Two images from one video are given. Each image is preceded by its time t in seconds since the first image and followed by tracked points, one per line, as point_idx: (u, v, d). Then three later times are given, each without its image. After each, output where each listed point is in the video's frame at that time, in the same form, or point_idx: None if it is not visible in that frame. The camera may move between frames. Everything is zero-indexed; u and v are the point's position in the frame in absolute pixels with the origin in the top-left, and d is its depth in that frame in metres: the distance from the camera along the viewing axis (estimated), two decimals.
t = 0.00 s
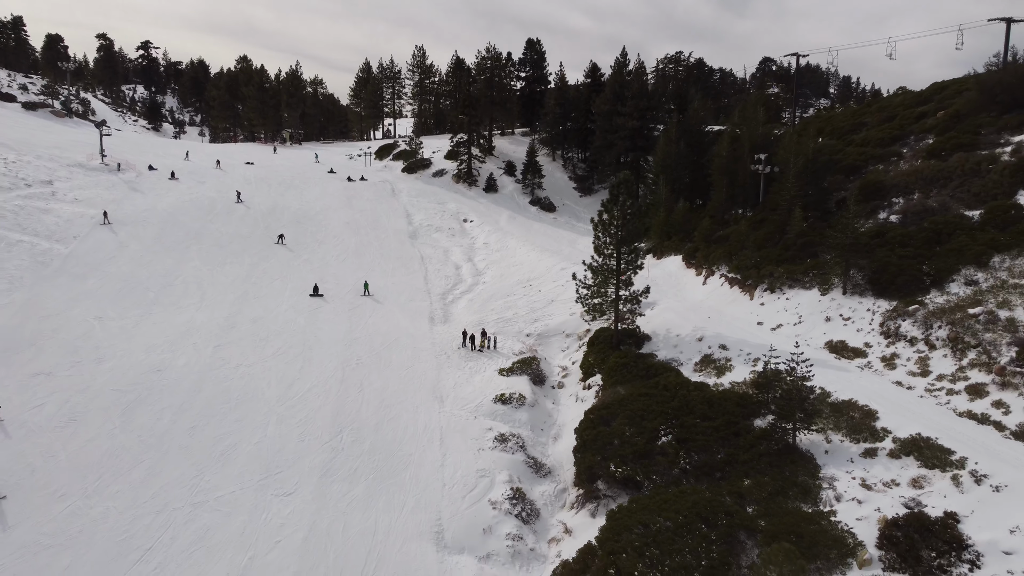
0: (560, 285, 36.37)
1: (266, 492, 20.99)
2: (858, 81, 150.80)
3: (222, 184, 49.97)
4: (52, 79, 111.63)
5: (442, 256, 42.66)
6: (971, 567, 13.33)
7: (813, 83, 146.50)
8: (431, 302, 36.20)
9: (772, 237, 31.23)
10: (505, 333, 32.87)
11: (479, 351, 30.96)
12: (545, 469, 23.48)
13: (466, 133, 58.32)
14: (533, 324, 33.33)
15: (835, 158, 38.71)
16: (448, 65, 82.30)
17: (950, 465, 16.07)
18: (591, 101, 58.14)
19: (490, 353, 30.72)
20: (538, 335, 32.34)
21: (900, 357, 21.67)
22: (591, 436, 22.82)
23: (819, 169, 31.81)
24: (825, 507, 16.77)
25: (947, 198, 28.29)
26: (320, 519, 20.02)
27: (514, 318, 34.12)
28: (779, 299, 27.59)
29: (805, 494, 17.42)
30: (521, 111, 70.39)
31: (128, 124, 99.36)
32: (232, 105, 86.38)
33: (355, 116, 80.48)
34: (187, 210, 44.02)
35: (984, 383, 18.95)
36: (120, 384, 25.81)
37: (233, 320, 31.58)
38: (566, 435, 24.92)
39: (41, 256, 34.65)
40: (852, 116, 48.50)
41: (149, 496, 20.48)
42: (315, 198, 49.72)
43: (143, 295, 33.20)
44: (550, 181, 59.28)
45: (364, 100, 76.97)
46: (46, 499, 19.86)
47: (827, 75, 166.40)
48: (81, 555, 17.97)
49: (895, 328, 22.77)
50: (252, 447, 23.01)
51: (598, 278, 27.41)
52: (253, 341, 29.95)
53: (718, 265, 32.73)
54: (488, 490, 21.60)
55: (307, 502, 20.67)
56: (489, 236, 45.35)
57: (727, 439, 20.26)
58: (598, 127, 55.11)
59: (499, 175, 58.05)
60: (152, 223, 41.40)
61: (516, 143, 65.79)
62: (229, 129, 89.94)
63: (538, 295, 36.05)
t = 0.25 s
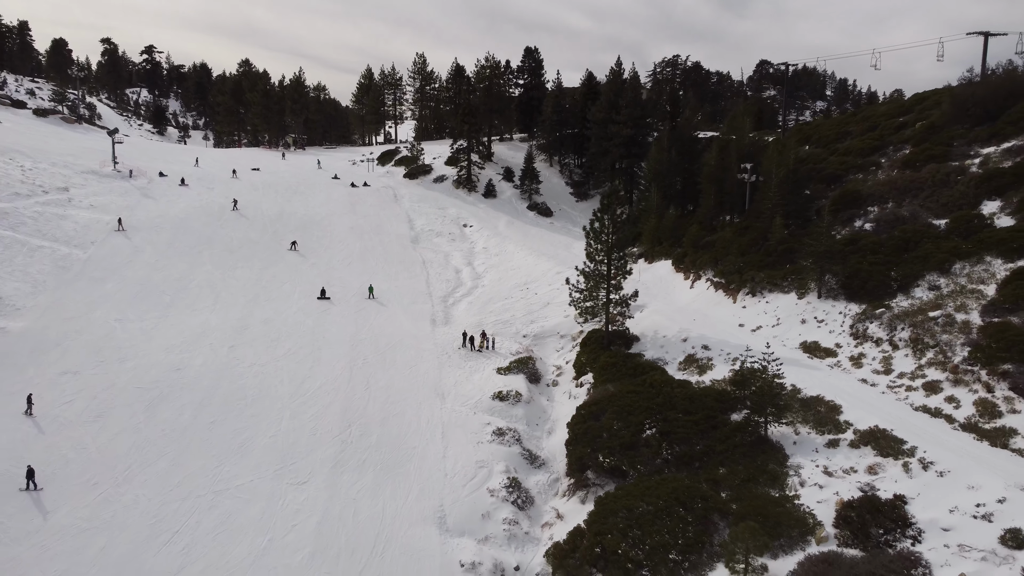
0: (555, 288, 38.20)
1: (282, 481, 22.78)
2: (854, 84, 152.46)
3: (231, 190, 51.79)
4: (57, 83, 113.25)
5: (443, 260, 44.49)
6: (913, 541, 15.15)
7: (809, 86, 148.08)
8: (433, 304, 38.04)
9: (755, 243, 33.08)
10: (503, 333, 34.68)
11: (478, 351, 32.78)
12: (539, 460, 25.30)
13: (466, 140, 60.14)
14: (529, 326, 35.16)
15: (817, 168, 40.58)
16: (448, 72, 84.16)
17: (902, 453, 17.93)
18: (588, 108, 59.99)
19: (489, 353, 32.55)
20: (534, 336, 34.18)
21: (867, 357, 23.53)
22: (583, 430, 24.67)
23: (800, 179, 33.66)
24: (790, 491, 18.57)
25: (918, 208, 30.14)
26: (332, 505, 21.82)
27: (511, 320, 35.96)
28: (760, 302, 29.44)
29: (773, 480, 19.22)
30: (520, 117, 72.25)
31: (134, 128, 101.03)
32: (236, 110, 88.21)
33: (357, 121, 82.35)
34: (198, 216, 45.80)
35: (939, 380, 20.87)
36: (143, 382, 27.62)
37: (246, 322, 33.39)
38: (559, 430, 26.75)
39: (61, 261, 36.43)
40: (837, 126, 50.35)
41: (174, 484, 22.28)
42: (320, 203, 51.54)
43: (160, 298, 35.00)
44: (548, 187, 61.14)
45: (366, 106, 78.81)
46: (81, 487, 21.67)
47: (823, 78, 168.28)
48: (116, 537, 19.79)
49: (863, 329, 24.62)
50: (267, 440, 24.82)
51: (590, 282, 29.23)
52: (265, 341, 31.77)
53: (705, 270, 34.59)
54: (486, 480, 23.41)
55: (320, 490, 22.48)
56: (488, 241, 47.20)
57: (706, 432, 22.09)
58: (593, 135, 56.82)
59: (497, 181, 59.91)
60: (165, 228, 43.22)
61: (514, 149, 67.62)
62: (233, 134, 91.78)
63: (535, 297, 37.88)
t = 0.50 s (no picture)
0: (551, 291, 40.05)
1: (296, 471, 24.63)
2: (850, 87, 154.15)
3: (239, 196, 53.64)
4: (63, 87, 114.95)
5: (444, 264, 46.33)
6: (866, 520, 16.91)
7: (806, 88, 149.65)
8: (435, 307, 39.88)
9: (740, 249, 34.95)
10: (501, 334, 36.54)
11: (478, 351, 34.63)
12: (534, 453, 27.15)
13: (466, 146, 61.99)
14: (526, 327, 37.02)
15: (802, 176, 42.46)
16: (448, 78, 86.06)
17: (861, 443, 19.79)
18: (584, 116, 61.87)
19: (488, 353, 34.40)
20: (531, 337, 36.05)
21: (837, 356, 25.41)
22: (574, 424, 26.53)
23: (783, 188, 35.55)
24: (761, 478, 20.42)
25: (891, 216, 32.04)
26: (342, 493, 23.66)
27: (509, 321, 37.81)
28: (742, 305, 31.32)
29: (746, 468, 21.07)
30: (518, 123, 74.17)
31: (139, 132, 102.79)
32: (240, 115, 90.02)
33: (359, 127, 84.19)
34: (208, 222, 47.62)
35: (900, 377, 22.75)
36: (163, 380, 29.46)
37: (257, 324, 35.24)
38: (553, 424, 28.61)
39: (80, 266, 38.25)
40: (824, 134, 52.21)
41: (196, 474, 24.12)
42: (325, 208, 53.37)
43: (174, 301, 36.82)
44: (545, 193, 63.04)
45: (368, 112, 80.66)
46: (110, 477, 23.51)
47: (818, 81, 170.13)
48: (146, 521, 21.64)
49: (835, 330, 26.50)
50: (281, 434, 26.66)
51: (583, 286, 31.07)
52: (276, 342, 33.63)
53: (693, 274, 36.47)
54: (484, 470, 25.25)
55: (331, 480, 24.32)
56: (487, 245, 49.06)
57: (687, 425, 23.95)
58: (589, 142, 58.70)
59: (496, 187, 61.76)
60: (177, 233, 45.04)
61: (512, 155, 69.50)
62: (237, 138, 93.64)
63: (531, 300, 39.74)
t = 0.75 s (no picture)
0: (547, 293, 41.96)
1: (308, 462, 26.50)
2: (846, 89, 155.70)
3: (246, 201, 55.51)
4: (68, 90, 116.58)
5: (444, 268, 48.23)
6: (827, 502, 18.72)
7: (802, 90, 151.26)
8: (436, 309, 41.78)
9: (725, 254, 36.87)
10: (499, 335, 38.43)
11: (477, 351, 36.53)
12: (530, 446, 29.06)
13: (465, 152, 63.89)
14: (523, 328, 38.94)
15: (787, 184, 44.34)
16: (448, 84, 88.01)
17: (827, 435, 21.66)
18: (580, 122, 63.78)
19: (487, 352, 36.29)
20: (527, 337, 37.97)
21: (811, 355, 27.33)
22: (567, 419, 28.44)
23: (766, 195, 37.47)
24: (736, 466, 22.28)
25: (866, 224, 33.94)
26: (351, 483, 25.53)
27: (507, 322, 39.71)
28: (726, 308, 33.25)
29: (723, 458, 22.95)
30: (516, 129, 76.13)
31: (144, 137, 104.61)
32: (244, 120, 91.90)
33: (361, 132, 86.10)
34: (217, 227, 49.48)
35: (867, 375, 24.67)
36: (181, 378, 31.32)
37: (268, 325, 37.12)
38: (548, 420, 30.53)
39: (97, 270, 40.08)
40: (811, 141, 54.04)
41: (215, 465, 25.98)
42: (329, 213, 55.27)
43: (188, 303, 38.66)
44: (542, 198, 65.00)
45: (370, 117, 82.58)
46: (136, 468, 25.36)
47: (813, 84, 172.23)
48: (171, 507, 23.52)
49: (810, 331, 28.43)
50: (293, 429, 28.54)
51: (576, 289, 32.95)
52: (286, 342, 35.52)
53: (681, 278, 38.40)
54: (483, 461, 27.12)
55: (340, 470, 26.19)
56: (486, 249, 50.97)
57: (671, 419, 25.85)
58: (585, 148, 60.61)
59: (494, 192, 63.67)
60: (188, 238, 46.90)
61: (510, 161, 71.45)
62: (241, 142, 95.52)
63: (528, 302, 41.65)
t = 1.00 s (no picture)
0: (543, 296, 43.92)
1: (318, 455, 28.41)
2: (843, 92, 157.31)
3: (253, 206, 57.45)
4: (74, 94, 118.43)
5: (445, 271, 50.17)
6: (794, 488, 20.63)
7: (798, 94, 153.19)
8: (437, 311, 43.73)
9: (712, 259, 38.82)
10: (497, 336, 40.39)
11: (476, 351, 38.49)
12: (525, 440, 31.00)
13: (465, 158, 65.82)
14: (520, 329, 40.89)
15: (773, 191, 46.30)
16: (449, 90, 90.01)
17: (798, 428, 23.59)
18: (576, 129, 65.72)
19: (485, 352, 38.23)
20: (524, 338, 39.93)
21: (788, 355, 29.28)
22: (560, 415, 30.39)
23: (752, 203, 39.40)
24: (714, 457, 24.20)
25: (844, 231, 35.89)
26: (359, 473, 27.46)
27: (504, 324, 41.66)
28: (711, 310, 35.21)
29: (703, 450, 24.87)
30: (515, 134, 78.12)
31: (150, 141, 106.52)
32: (249, 124, 93.82)
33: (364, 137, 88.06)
34: (226, 232, 51.41)
35: (837, 373, 26.62)
36: (197, 377, 33.26)
37: (277, 327, 39.06)
38: (542, 416, 32.48)
39: (114, 274, 41.98)
40: (799, 149, 55.95)
41: (232, 457, 27.88)
42: (334, 218, 57.20)
43: (201, 305, 40.58)
44: (539, 203, 66.98)
45: (372, 123, 84.54)
46: (159, 460, 27.27)
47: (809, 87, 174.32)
48: (194, 495, 25.46)
49: (787, 333, 30.39)
50: (304, 424, 30.45)
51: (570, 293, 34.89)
52: (295, 343, 37.46)
53: (670, 282, 40.36)
54: (481, 454, 29.06)
55: (349, 462, 28.11)
56: (485, 253, 52.92)
57: (656, 414, 27.79)
58: (581, 155, 62.56)
59: (493, 197, 65.60)
60: (199, 243, 48.83)
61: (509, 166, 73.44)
62: (246, 146, 97.51)
63: (525, 304, 43.61)
